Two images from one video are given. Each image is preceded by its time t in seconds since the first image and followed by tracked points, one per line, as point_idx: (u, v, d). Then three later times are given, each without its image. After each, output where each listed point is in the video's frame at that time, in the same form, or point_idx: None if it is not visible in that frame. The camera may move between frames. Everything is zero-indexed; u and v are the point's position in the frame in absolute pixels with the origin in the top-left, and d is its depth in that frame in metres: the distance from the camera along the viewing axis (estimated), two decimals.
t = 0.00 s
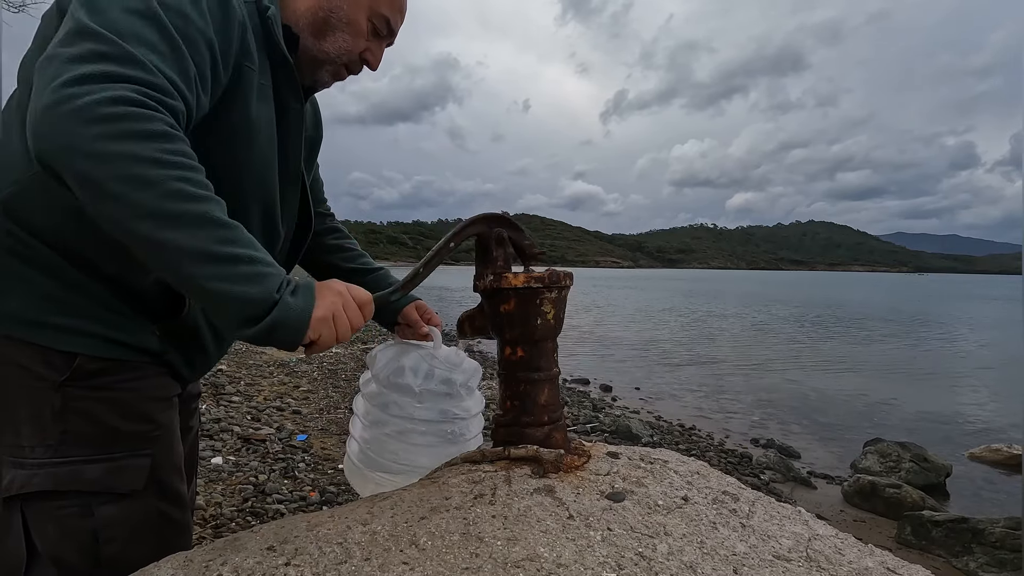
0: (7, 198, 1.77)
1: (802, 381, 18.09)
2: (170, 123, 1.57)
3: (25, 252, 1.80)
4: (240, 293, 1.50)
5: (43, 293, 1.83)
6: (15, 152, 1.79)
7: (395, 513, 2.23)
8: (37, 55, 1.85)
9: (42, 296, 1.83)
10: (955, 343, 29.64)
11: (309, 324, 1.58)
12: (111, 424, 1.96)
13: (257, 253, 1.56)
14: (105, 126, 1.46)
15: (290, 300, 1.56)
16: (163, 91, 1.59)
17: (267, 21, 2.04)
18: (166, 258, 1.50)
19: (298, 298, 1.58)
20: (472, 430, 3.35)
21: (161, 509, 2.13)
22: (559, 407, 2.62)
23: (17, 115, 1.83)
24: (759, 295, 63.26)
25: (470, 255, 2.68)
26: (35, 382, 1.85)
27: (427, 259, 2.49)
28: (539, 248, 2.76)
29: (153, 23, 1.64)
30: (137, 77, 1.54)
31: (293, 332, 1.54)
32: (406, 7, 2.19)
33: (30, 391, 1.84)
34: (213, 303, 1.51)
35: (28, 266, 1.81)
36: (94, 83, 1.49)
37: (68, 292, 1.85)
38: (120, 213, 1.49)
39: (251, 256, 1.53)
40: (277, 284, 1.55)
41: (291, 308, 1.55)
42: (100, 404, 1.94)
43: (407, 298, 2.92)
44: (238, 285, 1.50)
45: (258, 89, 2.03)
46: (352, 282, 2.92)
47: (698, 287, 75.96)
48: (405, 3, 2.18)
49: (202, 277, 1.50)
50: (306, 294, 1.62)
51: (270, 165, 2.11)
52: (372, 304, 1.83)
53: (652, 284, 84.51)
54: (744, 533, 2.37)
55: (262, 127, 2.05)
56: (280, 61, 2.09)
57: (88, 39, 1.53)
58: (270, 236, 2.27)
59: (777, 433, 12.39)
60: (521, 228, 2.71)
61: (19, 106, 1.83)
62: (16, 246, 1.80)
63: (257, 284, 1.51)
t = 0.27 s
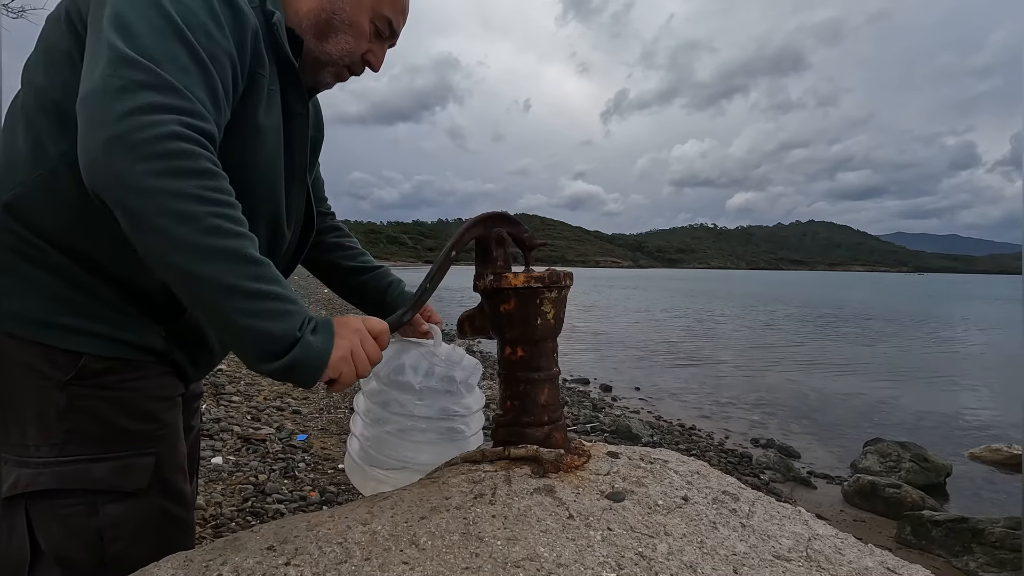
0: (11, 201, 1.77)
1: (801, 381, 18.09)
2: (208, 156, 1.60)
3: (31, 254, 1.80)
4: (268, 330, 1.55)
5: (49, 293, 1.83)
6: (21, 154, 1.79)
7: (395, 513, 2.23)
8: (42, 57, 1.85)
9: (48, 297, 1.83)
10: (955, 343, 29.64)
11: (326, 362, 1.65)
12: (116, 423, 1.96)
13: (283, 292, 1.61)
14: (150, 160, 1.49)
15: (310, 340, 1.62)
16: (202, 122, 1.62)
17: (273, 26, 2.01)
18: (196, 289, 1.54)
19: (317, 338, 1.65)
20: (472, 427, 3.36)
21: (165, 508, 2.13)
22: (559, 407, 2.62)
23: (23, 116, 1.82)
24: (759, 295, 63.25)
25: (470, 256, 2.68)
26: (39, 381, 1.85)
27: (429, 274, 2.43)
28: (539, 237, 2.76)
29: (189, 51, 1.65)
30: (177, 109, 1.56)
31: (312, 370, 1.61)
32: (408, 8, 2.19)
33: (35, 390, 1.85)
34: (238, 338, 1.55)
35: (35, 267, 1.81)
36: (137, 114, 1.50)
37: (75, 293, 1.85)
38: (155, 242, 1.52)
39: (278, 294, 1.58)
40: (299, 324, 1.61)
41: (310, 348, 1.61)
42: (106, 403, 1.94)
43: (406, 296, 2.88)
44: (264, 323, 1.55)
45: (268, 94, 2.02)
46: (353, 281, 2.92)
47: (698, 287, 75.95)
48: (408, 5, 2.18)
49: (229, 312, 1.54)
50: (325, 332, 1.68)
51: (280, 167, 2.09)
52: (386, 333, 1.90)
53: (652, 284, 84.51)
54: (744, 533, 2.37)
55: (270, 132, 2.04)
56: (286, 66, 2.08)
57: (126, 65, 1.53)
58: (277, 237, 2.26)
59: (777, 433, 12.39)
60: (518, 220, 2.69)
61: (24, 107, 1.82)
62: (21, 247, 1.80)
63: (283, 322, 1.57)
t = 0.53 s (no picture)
0: (11, 202, 1.77)
1: (802, 381, 18.08)
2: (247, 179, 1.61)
3: (32, 254, 1.80)
4: (297, 354, 1.57)
5: (51, 293, 1.83)
6: (21, 156, 1.79)
7: (395, 513, 2.23)
8: (41, 58, 1.84)
9: (49, 297, 1.83)
10: (955, 343, 29.64)
11: (346, 392, 1.65)
12: (117, 421, 1.96)
13: (311, 318, 1.62)
14: (193, 183, 1.51)
15: (333, 368, 1.63)
16: (238, 144, 1.63)
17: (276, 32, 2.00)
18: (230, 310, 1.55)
19: (340, 367, 1.65)
20: (472, 426, 3.35)
21: (166, 505, 2.13)
22: (559, 407, 2.62)
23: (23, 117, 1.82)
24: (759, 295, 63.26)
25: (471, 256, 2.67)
26: (41, 381, 1.85)
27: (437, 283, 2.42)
28: (536, 228, 2.73)
29: (221, 72, 1.64)
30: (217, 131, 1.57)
31: (336, 394, 1.62)
32: (409, 11, 2.18)
33: (35, 389, 1.85)
34: (266, 360, 1.56)
35: (37, 268, 1.81)
36: (181, 137, 1.52)
37: (76, 293, 1.85)
38: (192, 262, 1.53)
39: (307, 317, 1.60)
40: (323, 351, 1.62)
41: (332, 376, 1.62)
42: (107, 401, 1.94)
43: (405, 296, 2.88)
44: (292, 347, 1.56)
45: (274, 101, 2.00)
46: (352, 281, 2.92)
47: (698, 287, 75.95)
48: (409, 8, 2.17)
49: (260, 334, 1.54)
50: (346, 361, 1.69)
51: (280, 169, 2.10)
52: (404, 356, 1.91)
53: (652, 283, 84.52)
54: (744, 533, 2.37)
55: (272, 137, 2.03)
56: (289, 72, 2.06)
57: (167, 86, 1.53)
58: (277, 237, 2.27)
59: (777, 432, 12.39)
60: (512, 213, 2.65)
61: (25, 108, 1.82)
62: (20, 247, 1.79)
63: (311, 345, 1.59)
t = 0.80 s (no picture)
0: (11, 202, 1.77)
1: (802, 381, 18.08)
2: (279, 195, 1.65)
3: (32, 254, 1.80)
4: (329, 366, 1.61)
5: (51, 294, 1.83)
6: (21, 157, 1.79)
7: (395, 513, 2.23)
8: (42, 59, 1.84)
9: (49, 297, 1.83)
10: (955, 343, 29.63)
11: (371, 407, 1.69)
12: (119, 421, 1.96)
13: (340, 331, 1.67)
14: (231, 200, 1.54)
15: (359, 382, 1.68)
16: (267, 158, 1.65)
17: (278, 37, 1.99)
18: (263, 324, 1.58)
19: (365, 381, 1.70)
20: (471, 428, 3.35)
21: (169, 505, 2.13)
22: (559, 407, 2.62)
23: (25, 119, 1.83)
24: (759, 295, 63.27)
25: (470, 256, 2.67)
26: (41, 381, 1.85)
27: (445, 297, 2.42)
28: (535, 219, 2.70)
29: (245, 88, 1.66)
30: (250, 147, 1.60)
31: (363, 406, 1.66)
32: (410, 13, 2.18)
33: (35, 388, 1.85)
34: (298, 372, 1.59)
35: (37, 268, 1.81)
36: (217, 154, 1.54)
37: (76, 294, 1.85)
38: (227, 276, 1.56)
39: (336, 329, 1.64)
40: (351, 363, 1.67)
41: (358, 389, 1.66)
42: (107, 401, 1.94)
43: (404, 297, 2.89)
44: (324, 359, 1.60)
45: (278, 107, 2.00)
46: (351, 282, 2.92)
47: (698, 288, 75.95)
48: (410, 10, 2.17)
49: (294, 345, 1.58)
50: (371, 375, 1.73)
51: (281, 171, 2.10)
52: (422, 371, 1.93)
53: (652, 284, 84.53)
54: (744, 533, 2.37)
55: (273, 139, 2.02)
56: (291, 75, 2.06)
57: (206, 101, 1.55)
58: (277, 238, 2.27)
59: (777, 432, 12.39)
60: (509, 209, 2.62)
61: (26, 111, 1.82)
62: (20, 247, 1.80)
63: (341, 357, 1.63)
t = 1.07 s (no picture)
0: (7, 202, 1.77)
1: (802, 380, 18.08)
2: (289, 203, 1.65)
3: (28, 253, 1.80)
4: (339, 372, 1.62)
5: (49, 294, 1.83)
6: (17, 157, 1.80)
7: (395, 513, 2.23)
8: (39, 58, 1.84)
9: (46, 297, 1.83)
10: (956, 343, 29.63)
11: (377, 415, 1.70)
12: (116, 422, 1.96)
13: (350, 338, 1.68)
14: (242, 209, 1.54)
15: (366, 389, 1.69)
16: (275, 166, 1.65)
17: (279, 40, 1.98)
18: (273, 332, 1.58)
19: (372, 388, 1.71)
20: (471, 429, 3.35)
21: (165, 506, 2.13)
22: (559, 407, 2.62)
23: (22, 118, 1.83)
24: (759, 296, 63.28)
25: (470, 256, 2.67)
26: (37, 382, 1.85)
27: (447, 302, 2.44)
28: (534, 215, 2.69)
29: (251, 96, 1.66)
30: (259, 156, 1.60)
31: (372, 412, 1.68)
32: (410, 13, 2.18)
33: (32, 388, 1.85)
34: (307, 379, 1.60)
35: (34, 269, 1.82)
36: (228, 163, 1.54)
37: (73, 295, 1.85)
38: (238, 285, 1.56)
39: (345, 336, 1.65)
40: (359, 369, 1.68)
41: (365, 396, 1.67)
42: (104, 402, 1.94)
43: (404, 298, 2.89)
44: (333, 367, 1.61)
45: (279, 110, 1.99)
46: (350, 282, 2.92)
47: (698, 287, 75.97)
48: (410, 9, 2.17)
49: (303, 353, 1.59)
50: (380, 382, 1.75)
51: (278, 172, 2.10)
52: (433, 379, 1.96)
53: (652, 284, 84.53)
54: (744, 532, 2.37)
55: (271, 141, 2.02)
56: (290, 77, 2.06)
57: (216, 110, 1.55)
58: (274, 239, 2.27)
59: (777, 432, 12.39)
60: (509, 207, 2.60)
61: (23, 110, 1.82)
62: (17, 247, 1.80)
63: (350, 363, 1.64)
